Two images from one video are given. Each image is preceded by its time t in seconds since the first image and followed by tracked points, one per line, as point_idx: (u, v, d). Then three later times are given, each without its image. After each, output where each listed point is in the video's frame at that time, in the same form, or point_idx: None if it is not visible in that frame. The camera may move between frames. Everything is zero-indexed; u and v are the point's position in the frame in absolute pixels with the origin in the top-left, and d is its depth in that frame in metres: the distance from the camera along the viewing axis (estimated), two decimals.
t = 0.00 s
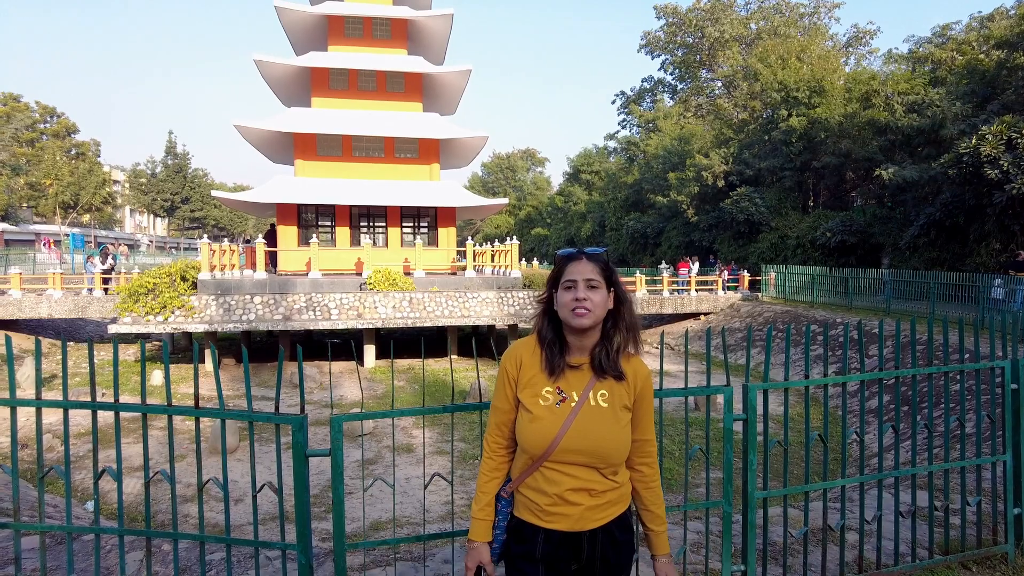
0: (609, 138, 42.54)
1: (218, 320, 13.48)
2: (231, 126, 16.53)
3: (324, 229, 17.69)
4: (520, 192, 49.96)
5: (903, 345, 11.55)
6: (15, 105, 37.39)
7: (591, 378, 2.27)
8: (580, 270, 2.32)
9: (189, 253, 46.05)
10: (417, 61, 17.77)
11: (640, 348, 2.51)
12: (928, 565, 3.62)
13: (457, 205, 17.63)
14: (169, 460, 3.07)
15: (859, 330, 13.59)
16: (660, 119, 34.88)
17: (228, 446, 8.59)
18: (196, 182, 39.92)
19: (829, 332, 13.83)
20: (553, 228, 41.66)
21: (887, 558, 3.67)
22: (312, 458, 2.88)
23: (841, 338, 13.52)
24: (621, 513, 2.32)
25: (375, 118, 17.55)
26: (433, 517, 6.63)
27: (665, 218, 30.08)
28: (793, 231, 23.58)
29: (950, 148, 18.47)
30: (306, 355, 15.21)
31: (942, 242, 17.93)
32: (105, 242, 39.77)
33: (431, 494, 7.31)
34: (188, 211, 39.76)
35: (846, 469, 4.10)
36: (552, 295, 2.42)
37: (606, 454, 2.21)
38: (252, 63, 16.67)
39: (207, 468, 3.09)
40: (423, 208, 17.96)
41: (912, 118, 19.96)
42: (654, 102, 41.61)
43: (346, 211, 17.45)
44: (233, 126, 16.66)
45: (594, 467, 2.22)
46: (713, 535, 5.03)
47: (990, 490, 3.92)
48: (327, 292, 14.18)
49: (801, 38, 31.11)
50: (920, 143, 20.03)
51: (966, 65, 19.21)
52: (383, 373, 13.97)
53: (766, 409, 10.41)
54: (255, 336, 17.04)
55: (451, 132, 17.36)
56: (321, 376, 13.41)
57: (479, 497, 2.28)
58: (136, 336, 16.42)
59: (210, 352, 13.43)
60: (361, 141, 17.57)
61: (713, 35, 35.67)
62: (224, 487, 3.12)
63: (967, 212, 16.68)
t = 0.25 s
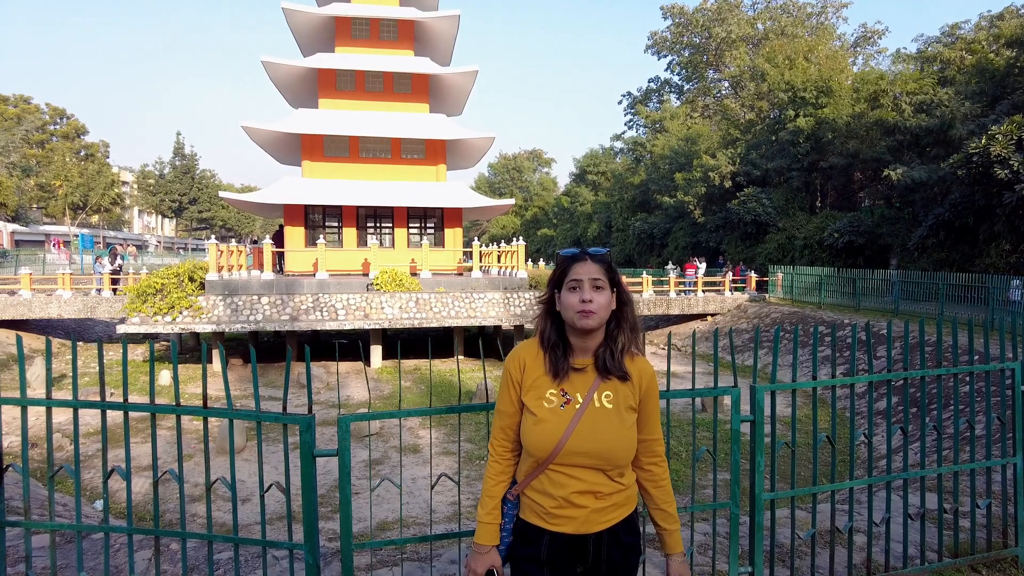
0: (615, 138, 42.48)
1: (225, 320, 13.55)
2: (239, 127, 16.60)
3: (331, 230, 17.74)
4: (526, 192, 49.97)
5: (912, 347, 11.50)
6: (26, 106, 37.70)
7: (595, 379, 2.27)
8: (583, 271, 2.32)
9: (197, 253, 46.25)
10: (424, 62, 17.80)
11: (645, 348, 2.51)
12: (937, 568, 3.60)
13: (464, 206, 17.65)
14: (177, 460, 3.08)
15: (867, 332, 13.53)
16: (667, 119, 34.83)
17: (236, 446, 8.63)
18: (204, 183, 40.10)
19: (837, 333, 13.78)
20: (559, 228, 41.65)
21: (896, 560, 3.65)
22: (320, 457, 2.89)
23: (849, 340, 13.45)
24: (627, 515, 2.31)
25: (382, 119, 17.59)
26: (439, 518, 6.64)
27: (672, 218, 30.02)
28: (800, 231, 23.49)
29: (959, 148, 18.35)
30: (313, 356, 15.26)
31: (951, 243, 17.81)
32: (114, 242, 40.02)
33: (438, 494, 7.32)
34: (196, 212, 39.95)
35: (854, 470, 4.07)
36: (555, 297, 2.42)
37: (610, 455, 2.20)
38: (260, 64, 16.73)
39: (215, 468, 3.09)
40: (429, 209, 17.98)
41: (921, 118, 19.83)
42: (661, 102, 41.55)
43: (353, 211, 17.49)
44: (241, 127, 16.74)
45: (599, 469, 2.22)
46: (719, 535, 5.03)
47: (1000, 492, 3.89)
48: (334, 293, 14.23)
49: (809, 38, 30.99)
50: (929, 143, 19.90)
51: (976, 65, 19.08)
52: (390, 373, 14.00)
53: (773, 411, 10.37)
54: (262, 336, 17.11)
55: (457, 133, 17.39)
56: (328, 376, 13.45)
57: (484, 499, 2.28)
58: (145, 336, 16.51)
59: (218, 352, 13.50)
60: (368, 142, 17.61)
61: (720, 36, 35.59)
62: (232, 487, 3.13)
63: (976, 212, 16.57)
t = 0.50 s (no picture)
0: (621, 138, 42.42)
1: (232, 320, 13.60)
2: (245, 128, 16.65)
3: (338, 230, 17.79)
4: (532, 193, 49.95)
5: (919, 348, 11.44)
6: (36, 109, 38.02)
7: (598, 381, 2.26)
8: (585, 272, 2.31)
9: (205, 254, 46.43)
10: (430, 63, 17.82)
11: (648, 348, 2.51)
12: (945, 570, 3.56)
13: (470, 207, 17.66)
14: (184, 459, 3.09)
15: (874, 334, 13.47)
16: (673, 120, 34.76)
17: (243, 446, 8.66)
18: (212, 183, 40.24)
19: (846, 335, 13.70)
20: (565, 229, 41.63)
21: (905, 563, 3.62)
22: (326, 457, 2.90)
23: (857, 342, 13.38)
24: (631, 519, 2.31)
25: (388, 120, 17.63)
26: (445, 518, 6.65)
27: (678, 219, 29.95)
28: (807, 232, 23.38)
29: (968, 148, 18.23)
30: (320, 356, 15.30)
31: (960, 243, 17.68)
32: (122, 243, 40.22)
33: (444, 494, 7.33)
34: (204, 213, 40.10)
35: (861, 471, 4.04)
36: (557, 298, 2.42)
37: (614, 458, 2.20)
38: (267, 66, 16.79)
39: (222, 467, 3.10)
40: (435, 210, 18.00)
41: (929, 118, 19.69)
42: (667, 103, 41.46)
43: (359, 212, 17.52)
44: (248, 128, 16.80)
45: (602, 472, 2.21)
46: (725, 537, 5.01)
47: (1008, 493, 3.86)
48: (340, 293, 14.26)
49: (816, 38, 30.85)
50: (937, 143, 19.76)
51: (984, 64, 18.92)
52: (396, 373, 14.03)
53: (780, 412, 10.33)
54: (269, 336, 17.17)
55: (463, 134, 17.41)
56: (334, 376, 13.49)
57: (487, 502, 2.28)
58: (152, 337, 16.59)
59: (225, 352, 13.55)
60: (374, 143, 17.65)
61: (726, 36, 35.47)
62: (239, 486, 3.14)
63: (985, 212, 16.46)
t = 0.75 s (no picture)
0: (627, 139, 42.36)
1: (238, 320, 13.65)
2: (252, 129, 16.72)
3: (344, 231, 17.81)
4: (538, 193, 49.94)
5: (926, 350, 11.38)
6: (45, 110, 38.27)
7: (601, 384, 2.26)
8: (586, 274, 2.30)
9: (211, 254, 46.61)
10: (436, 64, 17.83)
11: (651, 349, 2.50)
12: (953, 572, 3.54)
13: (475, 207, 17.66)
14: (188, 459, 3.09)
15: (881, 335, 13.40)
16: (679, 120, 34.69)
17: (249, 445, 8.69)
18: (219, 184, 40.37)
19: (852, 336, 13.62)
20: (571, 229, 41.61)
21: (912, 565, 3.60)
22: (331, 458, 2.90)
23: (863, 342, 13.31)
24: (633, 523, 2.30)
25: (394, 120, 17.65)
26: (450, 518, 6.65)
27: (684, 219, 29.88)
28: (814, 232, 23.28)
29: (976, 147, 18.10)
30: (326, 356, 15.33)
31: (969, 243, 17.55)
32: (129, 244, 40.40)
33: (449, 495, 7.33)
34: (210, 213, 40.25)
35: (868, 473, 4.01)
36: (558, 300, 2.41)
37: (616, 463, 2.19)
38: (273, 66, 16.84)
39: (228, 467, 3.10)
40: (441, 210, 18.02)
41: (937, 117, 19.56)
42: (673, 103, 41.38)
43: (365, 212, 17.55)
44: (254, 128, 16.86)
45: (604, 477, 2.21)
46: (731, 538, 4.99)
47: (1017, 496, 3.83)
48: (346, 293, 14.29)
49: (823, 38, 30.73)
50: (944, 142, 19.64)
51: (993, 63, 18.78)
52: (401, 373, 14.05)
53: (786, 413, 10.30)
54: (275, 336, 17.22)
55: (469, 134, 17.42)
56: (340, 376, 13.52)
57: (487, 504, 2.29)
58: (159, 336, 16.66)
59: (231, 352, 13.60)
60: (380, 144, 17.68)
61: (732, 35, 35.37)
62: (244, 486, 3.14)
63: (993, 212, 16.34)
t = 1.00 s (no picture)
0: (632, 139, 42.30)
1: (244, 320, 13.70)
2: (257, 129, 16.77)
3: (349, 231, 17.84)
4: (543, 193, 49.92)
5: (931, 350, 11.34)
6: (52, 111, 38.48)
7: (603, 387, 2.25)
8: (584, 276, 2.30)
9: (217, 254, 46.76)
10: (441, 64, 17.86)
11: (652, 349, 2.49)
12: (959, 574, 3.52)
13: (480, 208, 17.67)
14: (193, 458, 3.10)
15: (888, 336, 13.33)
16: (684, 119, 34.64)
17: (254, 445, 8.72)
18: (224, 184, 40.48)
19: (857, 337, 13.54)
20: (576, 229, 41.59)
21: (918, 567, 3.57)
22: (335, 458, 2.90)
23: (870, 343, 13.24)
24: (635, 528, 2.30)
25: (399, 121, 17.68)
26: (454, 518, 6.66)
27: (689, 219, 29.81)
28: (820, 231, 23.21)
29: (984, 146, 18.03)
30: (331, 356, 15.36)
31: (976, 243, 17.45)
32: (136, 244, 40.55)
33: (453, 495, 7.34)
34: (216, 214, 40.36)
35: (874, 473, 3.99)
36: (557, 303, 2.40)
37: (618, 468, 2.19)
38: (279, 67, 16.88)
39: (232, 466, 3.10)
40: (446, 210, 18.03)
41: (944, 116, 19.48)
42: (678, 103, 41.31)
43: (370, 213, 17.58)
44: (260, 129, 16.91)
45: (606, 481, 2.20)
46: (735, 539, 4.98)
47: None
48: (351, 294, 14.33)
49: (829, 37, 30.62)
50: (952, 142, 19.55)
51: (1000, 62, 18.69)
52: (406, 373, 14.07)
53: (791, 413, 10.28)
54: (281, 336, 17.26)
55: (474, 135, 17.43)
56: (345, 376, 13.55)
57: (487, 507, 2.29)
58: (165, 336, 16.73)
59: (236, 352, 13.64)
60: (385, 144, 17.71)
61: (738, 35, 35.27)
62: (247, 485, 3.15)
63: (1000, 212, 16.25)
